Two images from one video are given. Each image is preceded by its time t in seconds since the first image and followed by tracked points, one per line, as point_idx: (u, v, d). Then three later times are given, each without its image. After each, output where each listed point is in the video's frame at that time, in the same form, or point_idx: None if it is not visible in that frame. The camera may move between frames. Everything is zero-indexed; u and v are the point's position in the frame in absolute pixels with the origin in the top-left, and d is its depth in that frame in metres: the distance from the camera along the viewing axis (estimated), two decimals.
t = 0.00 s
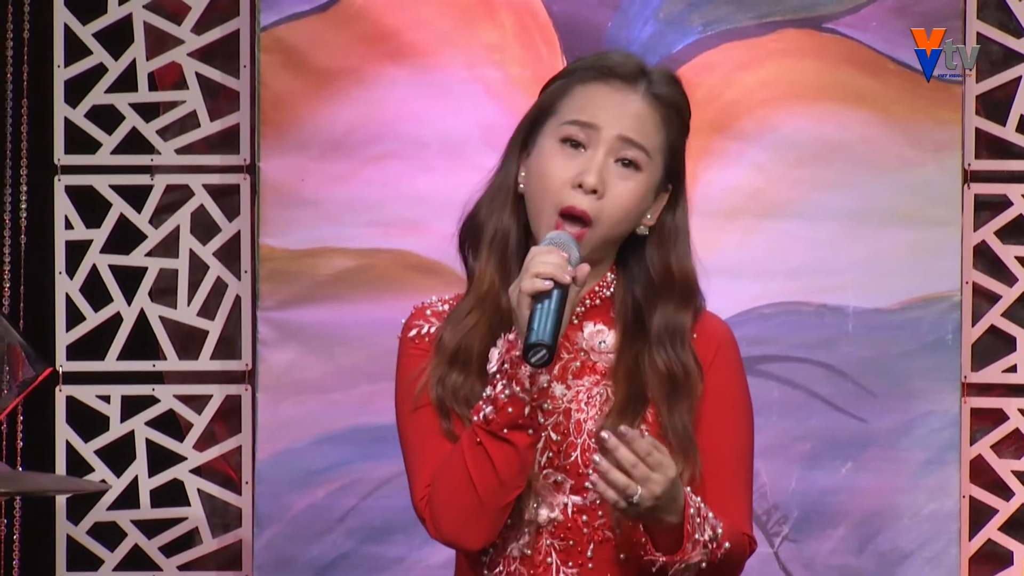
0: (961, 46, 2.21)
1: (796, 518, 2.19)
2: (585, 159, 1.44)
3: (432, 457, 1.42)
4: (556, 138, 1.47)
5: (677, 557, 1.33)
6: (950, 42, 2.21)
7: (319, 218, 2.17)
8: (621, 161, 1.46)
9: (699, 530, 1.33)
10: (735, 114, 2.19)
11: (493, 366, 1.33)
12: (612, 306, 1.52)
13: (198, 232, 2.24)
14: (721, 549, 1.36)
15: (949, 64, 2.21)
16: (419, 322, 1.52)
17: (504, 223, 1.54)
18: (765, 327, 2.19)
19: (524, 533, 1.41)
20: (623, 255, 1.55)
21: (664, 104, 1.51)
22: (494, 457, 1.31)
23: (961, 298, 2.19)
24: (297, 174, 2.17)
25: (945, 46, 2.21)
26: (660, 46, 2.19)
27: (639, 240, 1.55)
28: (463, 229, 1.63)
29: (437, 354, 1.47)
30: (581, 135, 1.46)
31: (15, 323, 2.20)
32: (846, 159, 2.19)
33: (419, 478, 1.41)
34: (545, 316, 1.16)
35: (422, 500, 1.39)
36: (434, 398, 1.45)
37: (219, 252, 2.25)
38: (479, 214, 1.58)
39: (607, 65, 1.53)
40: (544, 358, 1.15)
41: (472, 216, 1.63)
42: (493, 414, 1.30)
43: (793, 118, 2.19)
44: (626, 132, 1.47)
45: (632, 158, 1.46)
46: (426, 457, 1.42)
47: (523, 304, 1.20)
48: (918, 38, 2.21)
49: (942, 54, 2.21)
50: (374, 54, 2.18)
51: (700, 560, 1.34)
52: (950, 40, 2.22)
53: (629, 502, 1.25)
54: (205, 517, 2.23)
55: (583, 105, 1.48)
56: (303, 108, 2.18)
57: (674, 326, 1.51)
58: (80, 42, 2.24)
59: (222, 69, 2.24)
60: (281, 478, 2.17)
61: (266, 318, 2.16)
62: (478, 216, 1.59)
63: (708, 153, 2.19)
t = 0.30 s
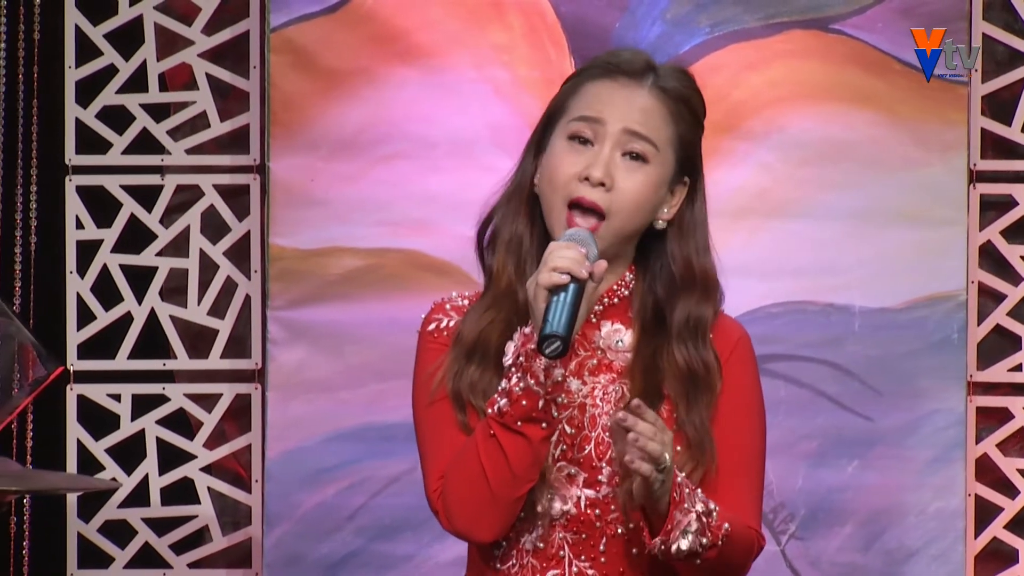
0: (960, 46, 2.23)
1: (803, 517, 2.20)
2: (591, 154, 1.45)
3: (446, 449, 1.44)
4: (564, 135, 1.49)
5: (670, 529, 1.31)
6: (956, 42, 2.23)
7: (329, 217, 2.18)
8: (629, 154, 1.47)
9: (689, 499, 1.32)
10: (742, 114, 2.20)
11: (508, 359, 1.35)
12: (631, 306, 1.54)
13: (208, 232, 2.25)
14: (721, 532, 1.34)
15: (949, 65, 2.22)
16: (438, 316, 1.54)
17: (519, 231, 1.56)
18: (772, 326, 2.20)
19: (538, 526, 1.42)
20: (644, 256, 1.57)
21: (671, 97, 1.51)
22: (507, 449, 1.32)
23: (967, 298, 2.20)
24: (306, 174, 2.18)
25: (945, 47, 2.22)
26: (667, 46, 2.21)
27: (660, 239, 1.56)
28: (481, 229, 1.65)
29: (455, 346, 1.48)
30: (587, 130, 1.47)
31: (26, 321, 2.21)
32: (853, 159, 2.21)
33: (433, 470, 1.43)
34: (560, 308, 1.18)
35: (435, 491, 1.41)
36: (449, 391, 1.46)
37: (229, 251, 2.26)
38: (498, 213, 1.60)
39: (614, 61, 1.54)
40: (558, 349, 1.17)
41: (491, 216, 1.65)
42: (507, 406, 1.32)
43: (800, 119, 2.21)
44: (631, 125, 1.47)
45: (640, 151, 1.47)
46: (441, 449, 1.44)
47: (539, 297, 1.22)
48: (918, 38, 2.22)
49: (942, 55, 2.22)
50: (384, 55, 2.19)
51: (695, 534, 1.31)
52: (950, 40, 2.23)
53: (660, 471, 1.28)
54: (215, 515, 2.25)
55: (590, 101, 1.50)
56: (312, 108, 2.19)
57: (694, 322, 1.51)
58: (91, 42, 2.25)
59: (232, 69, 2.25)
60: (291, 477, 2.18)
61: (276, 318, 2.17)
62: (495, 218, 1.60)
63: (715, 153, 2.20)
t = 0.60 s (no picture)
0: (960, 46, 2.24)
1: (805, 515, 2.21)
2: (614, 160, 1.47)
3: (454, 443, 1.45)
4: (584, 141, 1.50)
5: (670, 514, 1.30)
6: (958, 43, 2.23)
7: (334, 217, 2.19)
8: (649, 158, 1.49)
9: (689, 483, 1.32)
10: (745, 114, 2.21)
11: (520, 354, 1.36)
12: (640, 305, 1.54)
13: (213, 231, 2.26)
14: (722, 517, 1.33)
15: (949, 65, 2.23)
16: (450, 311, 1.56)
17: (532, 231, 1.57)
18: (775, 325, 2.21)
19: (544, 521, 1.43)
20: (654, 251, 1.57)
21: (686, 98, 1.53)
22: (516, 443, 1.33)
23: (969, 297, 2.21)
24: (310, 174, 2.19)
25: (945, 47, 2.23)
26: (670, 47, 2.22)
27: (669, 234, 1.57)
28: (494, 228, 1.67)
29: (466, 341, 1.50)
30: (608, 136, 1.49)
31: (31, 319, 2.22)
32: (855, 159, 2.21)
33: (441, 463, 1.44)
34: (573, 304, 1.19)
35: (443, 485, 1.43)
36: (458, 385, 1.47)
37: (233, 251, 2.27)
38: (511, 213, 1.61)
39: (627, 63, 1.55)
40: (570, 345, 1.18)
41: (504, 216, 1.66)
42: (517, 401, 1.33)
43: (802, 118, 2.21)
44: (651, 129, 1.49)
45: (660, 155, 1.49)
46: (450, 442, 1.45)
47: (553, 293, 1.22)
48: (918, 38, 2.23)
49: (942, 55, 2.23)
50: (387, 55, 2.20)
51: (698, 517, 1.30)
52: (950, 40, 2.24)
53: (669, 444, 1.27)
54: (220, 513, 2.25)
55: (607, 106, 1.52)
56: (316, 108, 2.20)
57: (700, 314, 1.53)
58: (96, 43, 2.26)
59: (236, 69, 2.26)
60: (296, 475, 2.19)
61: (280, 317, 2.18)
62: (510, 215, 1.61)
63: (718, 152, 2.21)
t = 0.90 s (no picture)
0: (960, 47, 2.24)
1: (812, 513, 2.21)
2: (620, 154, 1.48)
3: (463, 438, 1.45)
4: (592, 135, 1.51)
5: (672, 508, 1.29)
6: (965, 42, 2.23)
7: (341, 216, 2.19)
8: (657, 154, 1.49)
9: (691, 479, 1.30)
10: (751, 113, 2.21)
11: (530, 351, 1.36)
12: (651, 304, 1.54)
13: (220, 230, 2.26)
14: (720, 511, 1.32)
15: (949, 65, 2.23)
16: (462, 306, 1.56)
17: (544, 229, 1.57)
18: (781, 324, 2.21)
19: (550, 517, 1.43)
20: (666, 251, 1.57)
21: (696, 95, 1.53)
22: (524, 439, 1.33)
23: (975, 296, 2.21)
24: (317, 173, 2.19)
25: (945, 47, 2.23)
26: (677, 46, 2.22)
27: (681, 234, 1.57)
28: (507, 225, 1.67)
29: (476, 336, 1.50)
30: (616, 130, 1.50)
31: (39, 318, 2.23)
32: (861, 159, 2.21)
33: (449, 457, 1.45)
34: (585, 302, 1.19)
35: (451, 480, 1.43)
36: (468, 379, 1.48)
37: (241, 249, 2.27)
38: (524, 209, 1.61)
39: (640, 60, 1.56)
40: (581, 342, 1.18)
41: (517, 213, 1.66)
42: (527, 397, 1.33)
43: (808, 118, 2.21)
44: (659, 124, 1.49)
45: (668, 150, 1.49)
46: (459, 436, 1.45)
47: (564, 291, 1.23)
48: (918, 38, 2.23)
49: (942, 55, 2.23)
50: (394, 54, 2.20)
51: (695, 515, 1.29)
52: (950, 40, 2.24)
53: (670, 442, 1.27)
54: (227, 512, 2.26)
55: (617, 101, 1.52)
56: (323, 108, 2.20)
57: (709, 315, 1.52)
58: (103, 42, 2.26)
59: (244, 68, 2.26)
60: (303, 474, 2.19)
61: (287, 315, 2.18)
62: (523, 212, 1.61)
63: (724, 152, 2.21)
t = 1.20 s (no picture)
0: (960, 47, 2.23)
1: (821, 512, 2.21)
2: (637, 149, 1.48)
3: (472, 433, 1.45)
4: (609, 131, 1.51)
5: (669, 497, 1.27)
6: (975, 41, 2.23)
7: (351, 215, 2.19)
8: (673, 150, 1.49)
9: (693, 470, 1.27)
10: (761, 113, 2.21)
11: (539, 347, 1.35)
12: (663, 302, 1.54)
13: (229, 229, 2.26)
14: (719, 503, 1.29)
15: (948, 64, 2.23)
16: (474, 302, 1.56)
17: (558, 227, 1.57)
18: (791, 323, 2.22)
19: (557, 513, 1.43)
20: (681, 249, 1.57)
21: (714, 94, 1.53)
22: (532, 435, 1.33)
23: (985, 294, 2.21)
24: (327, 172, 2.19)
25: (944, 47, 2.23)
26: (687, 45, 2.22)
27: (696, 233, 1.56)
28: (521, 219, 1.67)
29: (488, 332, 1.50)
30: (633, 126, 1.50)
31: (50, 318, 2.23)
32: (871, 158, 2.21)
33: (458, 452, 1.45)
34: (593, 297, 1.18)
35: (459, 475, 1.43)
36: (478, 375, 1.48)
37: (250, 248, 2.27)
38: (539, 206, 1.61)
39: (658, 59, 1.56)
40: (587, 338, 1.17)
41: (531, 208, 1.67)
42: (535, 393, 1.33)
43: (818, 117, 2.21)
44: (676, 121, 1.49)
45: (684, 147, 1.49)
46: (469, 433, 1.46)
47: (574, 287, 1.22)
48: (918, 38, 2.23)
49: (942, 54, 2.23)
50: (404, 54, 2.20)
51: (692, 506, 1.27)
52: (949, 40, 2.23)
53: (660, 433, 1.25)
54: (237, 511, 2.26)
55: (635, 98, 1.52)
56: (333, 107, 2.20)
57: (720, 313, 1.51)
58: (113, 40, 2.26)
59: (254, 68, 2.26)
60: (313, 473, 2.19)
61: (297, 314, 2.19)
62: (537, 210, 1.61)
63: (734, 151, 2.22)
